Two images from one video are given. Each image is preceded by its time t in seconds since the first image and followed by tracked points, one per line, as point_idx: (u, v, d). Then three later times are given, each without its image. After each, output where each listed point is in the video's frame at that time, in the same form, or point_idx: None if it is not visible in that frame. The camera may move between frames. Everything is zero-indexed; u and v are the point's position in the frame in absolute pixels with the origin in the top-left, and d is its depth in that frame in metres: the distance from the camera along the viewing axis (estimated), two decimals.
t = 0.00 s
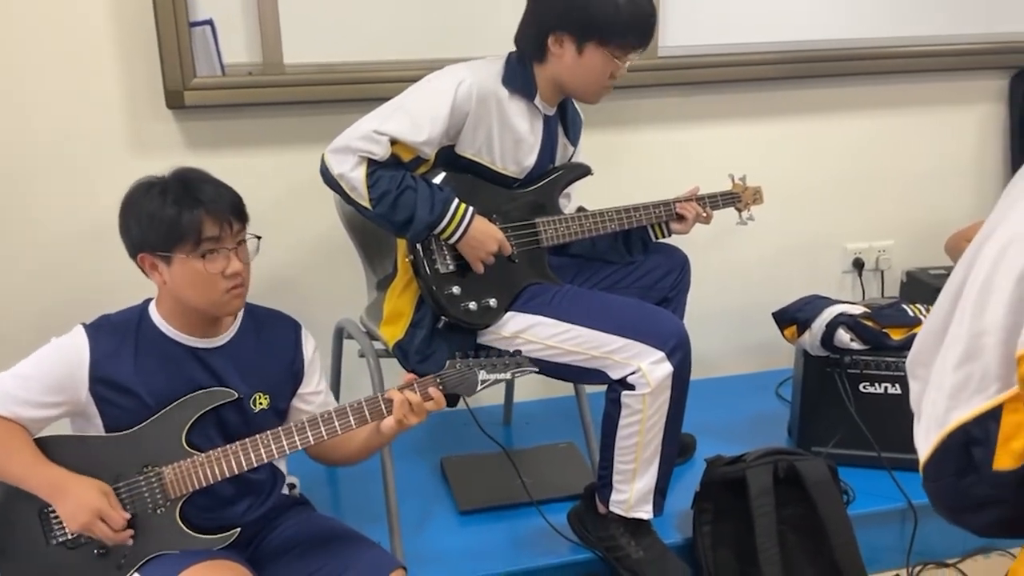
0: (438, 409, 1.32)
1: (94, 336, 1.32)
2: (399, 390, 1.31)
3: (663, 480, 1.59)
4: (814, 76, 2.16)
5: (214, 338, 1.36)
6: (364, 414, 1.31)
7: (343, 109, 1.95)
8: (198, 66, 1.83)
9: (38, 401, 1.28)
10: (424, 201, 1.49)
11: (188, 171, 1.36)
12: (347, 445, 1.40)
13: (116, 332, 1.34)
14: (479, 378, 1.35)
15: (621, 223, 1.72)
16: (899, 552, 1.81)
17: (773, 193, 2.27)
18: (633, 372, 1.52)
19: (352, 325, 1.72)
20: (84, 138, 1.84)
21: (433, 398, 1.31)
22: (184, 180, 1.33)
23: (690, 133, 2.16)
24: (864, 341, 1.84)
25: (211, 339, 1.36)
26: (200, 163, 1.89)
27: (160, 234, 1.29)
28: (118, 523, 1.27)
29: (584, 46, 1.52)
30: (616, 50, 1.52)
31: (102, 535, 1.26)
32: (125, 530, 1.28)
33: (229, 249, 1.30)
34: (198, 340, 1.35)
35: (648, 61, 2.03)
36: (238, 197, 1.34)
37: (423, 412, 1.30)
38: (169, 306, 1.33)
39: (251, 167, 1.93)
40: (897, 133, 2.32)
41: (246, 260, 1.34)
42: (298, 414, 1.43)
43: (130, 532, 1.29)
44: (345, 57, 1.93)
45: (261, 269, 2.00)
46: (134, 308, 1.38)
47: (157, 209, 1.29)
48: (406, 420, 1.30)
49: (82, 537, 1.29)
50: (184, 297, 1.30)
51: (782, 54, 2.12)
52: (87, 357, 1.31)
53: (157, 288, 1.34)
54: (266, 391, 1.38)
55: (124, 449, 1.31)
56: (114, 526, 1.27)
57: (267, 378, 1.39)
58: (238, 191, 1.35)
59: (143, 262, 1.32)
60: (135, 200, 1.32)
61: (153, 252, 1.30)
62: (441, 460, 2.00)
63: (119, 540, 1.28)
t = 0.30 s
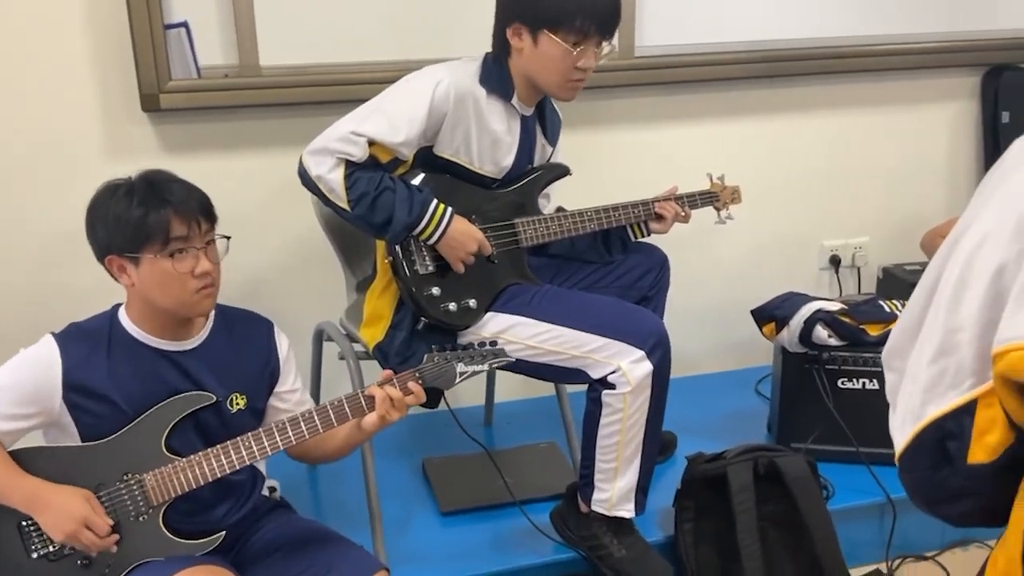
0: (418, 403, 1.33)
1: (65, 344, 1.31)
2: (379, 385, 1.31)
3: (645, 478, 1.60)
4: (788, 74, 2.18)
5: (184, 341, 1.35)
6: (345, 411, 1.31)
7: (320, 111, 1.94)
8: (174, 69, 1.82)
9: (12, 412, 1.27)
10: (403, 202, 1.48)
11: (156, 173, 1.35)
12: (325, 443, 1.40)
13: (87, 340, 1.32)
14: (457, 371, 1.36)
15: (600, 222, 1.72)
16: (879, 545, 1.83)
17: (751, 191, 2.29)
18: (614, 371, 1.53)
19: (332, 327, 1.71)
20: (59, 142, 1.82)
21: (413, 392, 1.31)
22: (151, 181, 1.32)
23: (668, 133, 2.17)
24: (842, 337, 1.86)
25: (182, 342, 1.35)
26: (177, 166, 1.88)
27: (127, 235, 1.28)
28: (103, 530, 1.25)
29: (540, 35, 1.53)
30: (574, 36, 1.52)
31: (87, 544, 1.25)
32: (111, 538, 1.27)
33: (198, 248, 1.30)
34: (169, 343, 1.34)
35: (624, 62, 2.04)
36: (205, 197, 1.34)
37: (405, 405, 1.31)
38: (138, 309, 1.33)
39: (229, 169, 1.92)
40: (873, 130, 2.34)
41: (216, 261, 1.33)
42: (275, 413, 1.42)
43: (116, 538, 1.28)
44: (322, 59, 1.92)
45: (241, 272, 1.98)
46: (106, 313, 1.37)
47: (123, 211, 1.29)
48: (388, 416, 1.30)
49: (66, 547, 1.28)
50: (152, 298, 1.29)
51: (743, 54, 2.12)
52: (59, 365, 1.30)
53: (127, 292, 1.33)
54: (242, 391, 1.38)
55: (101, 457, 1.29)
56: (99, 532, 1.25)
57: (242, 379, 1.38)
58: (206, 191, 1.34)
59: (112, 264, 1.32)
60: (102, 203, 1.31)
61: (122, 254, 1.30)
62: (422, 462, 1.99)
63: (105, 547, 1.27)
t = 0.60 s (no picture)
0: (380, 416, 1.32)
1: (17, 357, 1.30)
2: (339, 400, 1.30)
3: (612, 479, 1.60)
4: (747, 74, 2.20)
5: (140, 353, 1.33)
6: (305, 426, 1.30)
7: (280, 116, 1.93)
8: (129, 74, 1.80)
9: None
10: (363, 207, 1.48)
11: (111, 183, 1.34)
12: (287, 457, 1.39)
13: (41, 353, 1.31)
14: (421, 384, 1.34)
15: (563, 224, 1.73)
16: (843, 539, 1.85)
17: (712, 190, 2.31)
18: (579, 372, 1.53)
19: (295, 333, 1.70)
20: (12, 149, 1.79)
21: (374, 407, 1.30)
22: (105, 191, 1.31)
23: (630, 133, 2.18)
24: (804, 334, 1.88)
25: (137, 354, 1.33)
26: (135, 173, 1.86)
27: (80, 246, 1.27)
28: (54, 547, 1.25)
29: (494, 38, 1.53)
30: (528, 36, 1.53)
31: (37, 561, 1.25)
32: (61, 553, 1.27)
33: (152, 259, 1.28)
34: (125, 355, 1.32)
35: (585, 63, 2.05)
36: (161, 208, 1.32)
37: (366, 420, 1.30)
38: (92, 321, 1.31)
39: (188, 175, 1.90)
40: (831, 129, 2.37)
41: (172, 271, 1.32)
42: (236, 426, 1.41)
43: (69, 553, 1.28)
44: (282, 63, 1.91)
45: (202, 279, 1.96)
46: (58, 325, 1.35)
47: (76, 220, 1.27)
48: (349, 431, 1.30)
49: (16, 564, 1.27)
50: (105, 310, 1.27)
51: (717, 54, 2.15)
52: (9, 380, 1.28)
53: (81, 304, 1.31)
54: (201, 404, 1.36)
55: (54, 473, 1.28)
56: (49, 549, 1.25)
57: (200, 391, 1.37)
58: (161, 201, 1.32)
59: (64, 276, 1.30)
60: (55, 213, 1.30)
61: (74, 265, 1.28)
62: (389, 467, 1.99)
63: (55, 565, 1.27)
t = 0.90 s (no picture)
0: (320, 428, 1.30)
1: None
2: (278, 412, 1.28)
3: (563, 479, 1.60)
4: (691, 73, 2.22)
5: (79, 366, 1.30)
6: (243, 438, 1.28)
7: (222, 120, 1.90)
8: (64, 80, 1.75)
9: None
10: (306, 212, 1.46)
11: (57, 194, 1.29)
12: (231, 470, 1.36)
13: None
14: (365, 394, 1.34)
15: (511, 225, 1.72)
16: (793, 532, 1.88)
17: (660, 189, 2.32)
18: (527, 375, 1.53)
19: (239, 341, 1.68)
20: None
21: (313, 418, 1.28)
22: (54, 206, 1.26)
23: (577, 133, 2.18)
24: (751, 331, 1.89)
25: (76, 369, 1.30)
26: (72, 181, 1.82)
27: (25, 265, 1.23)
28: None
29: (436, 41, 1.52)
30: (470, 38, 1.52)
31: None
32: None
33: (101, 283, 1.25)
34: (62, 370, 1.29)
35: (530, 64, 2.05)
36: (109, 227, 1.28)
37: (305, 431, 1.28)
38: (27, 334, 1.28)
39: (127, 182, 1.86)
40: (775, 126, 2.40)
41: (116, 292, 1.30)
42: (179, 439, 1.39)
43: None
44: (223, 67, 1.88)
45: (144, 288, 1.93)
46: None
47: (25, 236, 1.23)
48: (287, 442, 1.27)
49: None
50: (46, 329, 1.25)
51: (656, 53, 2.16)
52: None
53: (18, 318, 1.28)
54: (141, 418, 1.33)
55: None
56: None
57: (139, 405, 1.34)
58: (110, 220, 1.29)
59: (3, 290, 1.26)
60: None
61: (16, 282, 1.24)
62: (340, 475, 1.96)
63: None
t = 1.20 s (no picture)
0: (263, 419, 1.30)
1: None
2: (224, 405, 1.28)
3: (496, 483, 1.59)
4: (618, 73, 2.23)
5: None
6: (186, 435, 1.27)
7: (141, 127, 1.85)
8: None
9: None
10: (224, 219, 1.43)
11: None
12: (162, 474, 1.32)
13: None
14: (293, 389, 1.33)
15: (439, 229, 1.71)
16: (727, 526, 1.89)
17: (591, 188, 2.33)
18: (456, 380, 1.52)
19: (162, 353, 1.64)
20: None
21: (257, 409, 1.29)
22: None
23: (506, 134, 2.18)
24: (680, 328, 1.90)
25: None
26: None
27: None
28: None
29: (354, 44, 1.50)
30: (390, 41, 1.50)
31: None
32: None
33: (22, 306, 1.21)
34: None
35: (455, 66, 2.03)
36: (28, 245, 1.23)
37: (251, 423, 1.28)
38: None
39: (41, 193, 1.80)
40: (703, 124, 2.42)
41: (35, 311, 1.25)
42: (99, 453, 1.35)
43: None
44: (139, 73, 1.84)
45: (62, 301, 1.87)
46: None
47: None
48: (234, 435, 1.27)
49: None
50: None
51: (581, 53, 2.17)
52: None
53: None
54: (60, 433, 1.29)
55: None
56: None
57: (59, 420, 1.30)
58: (27, 238, 1.24)
59: None
60: None
61: None
62: (272, 486, 1.93)
63: None
